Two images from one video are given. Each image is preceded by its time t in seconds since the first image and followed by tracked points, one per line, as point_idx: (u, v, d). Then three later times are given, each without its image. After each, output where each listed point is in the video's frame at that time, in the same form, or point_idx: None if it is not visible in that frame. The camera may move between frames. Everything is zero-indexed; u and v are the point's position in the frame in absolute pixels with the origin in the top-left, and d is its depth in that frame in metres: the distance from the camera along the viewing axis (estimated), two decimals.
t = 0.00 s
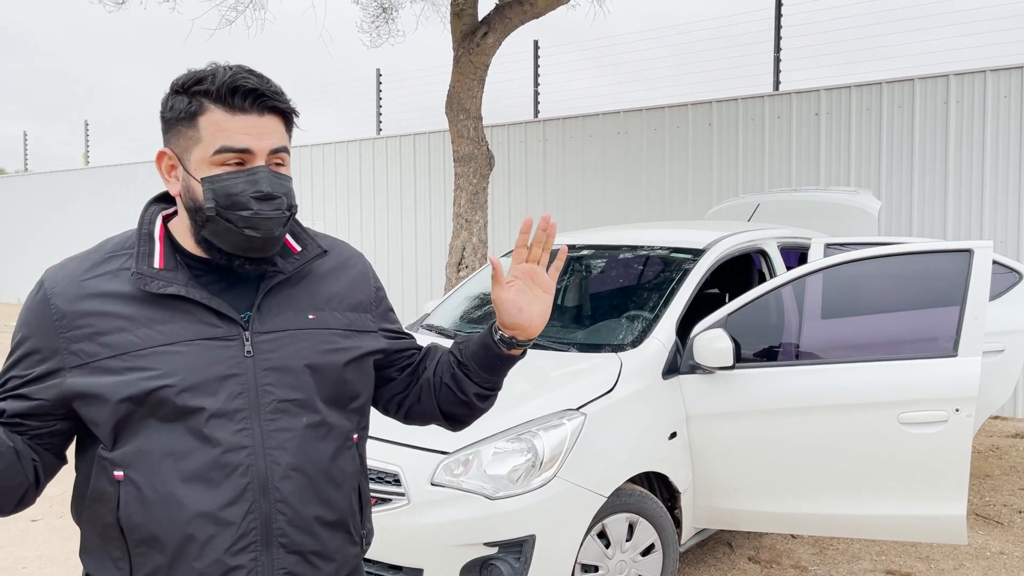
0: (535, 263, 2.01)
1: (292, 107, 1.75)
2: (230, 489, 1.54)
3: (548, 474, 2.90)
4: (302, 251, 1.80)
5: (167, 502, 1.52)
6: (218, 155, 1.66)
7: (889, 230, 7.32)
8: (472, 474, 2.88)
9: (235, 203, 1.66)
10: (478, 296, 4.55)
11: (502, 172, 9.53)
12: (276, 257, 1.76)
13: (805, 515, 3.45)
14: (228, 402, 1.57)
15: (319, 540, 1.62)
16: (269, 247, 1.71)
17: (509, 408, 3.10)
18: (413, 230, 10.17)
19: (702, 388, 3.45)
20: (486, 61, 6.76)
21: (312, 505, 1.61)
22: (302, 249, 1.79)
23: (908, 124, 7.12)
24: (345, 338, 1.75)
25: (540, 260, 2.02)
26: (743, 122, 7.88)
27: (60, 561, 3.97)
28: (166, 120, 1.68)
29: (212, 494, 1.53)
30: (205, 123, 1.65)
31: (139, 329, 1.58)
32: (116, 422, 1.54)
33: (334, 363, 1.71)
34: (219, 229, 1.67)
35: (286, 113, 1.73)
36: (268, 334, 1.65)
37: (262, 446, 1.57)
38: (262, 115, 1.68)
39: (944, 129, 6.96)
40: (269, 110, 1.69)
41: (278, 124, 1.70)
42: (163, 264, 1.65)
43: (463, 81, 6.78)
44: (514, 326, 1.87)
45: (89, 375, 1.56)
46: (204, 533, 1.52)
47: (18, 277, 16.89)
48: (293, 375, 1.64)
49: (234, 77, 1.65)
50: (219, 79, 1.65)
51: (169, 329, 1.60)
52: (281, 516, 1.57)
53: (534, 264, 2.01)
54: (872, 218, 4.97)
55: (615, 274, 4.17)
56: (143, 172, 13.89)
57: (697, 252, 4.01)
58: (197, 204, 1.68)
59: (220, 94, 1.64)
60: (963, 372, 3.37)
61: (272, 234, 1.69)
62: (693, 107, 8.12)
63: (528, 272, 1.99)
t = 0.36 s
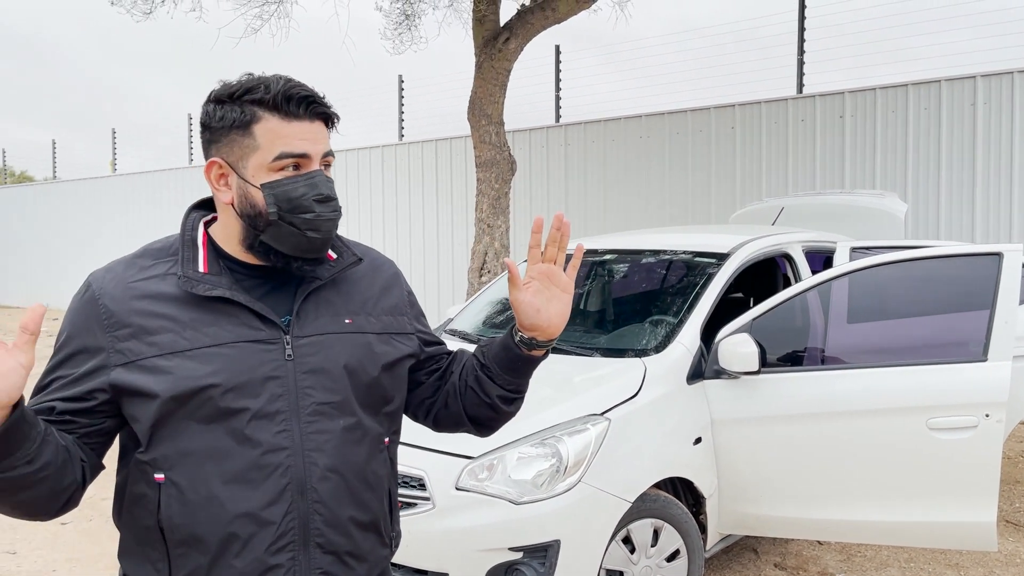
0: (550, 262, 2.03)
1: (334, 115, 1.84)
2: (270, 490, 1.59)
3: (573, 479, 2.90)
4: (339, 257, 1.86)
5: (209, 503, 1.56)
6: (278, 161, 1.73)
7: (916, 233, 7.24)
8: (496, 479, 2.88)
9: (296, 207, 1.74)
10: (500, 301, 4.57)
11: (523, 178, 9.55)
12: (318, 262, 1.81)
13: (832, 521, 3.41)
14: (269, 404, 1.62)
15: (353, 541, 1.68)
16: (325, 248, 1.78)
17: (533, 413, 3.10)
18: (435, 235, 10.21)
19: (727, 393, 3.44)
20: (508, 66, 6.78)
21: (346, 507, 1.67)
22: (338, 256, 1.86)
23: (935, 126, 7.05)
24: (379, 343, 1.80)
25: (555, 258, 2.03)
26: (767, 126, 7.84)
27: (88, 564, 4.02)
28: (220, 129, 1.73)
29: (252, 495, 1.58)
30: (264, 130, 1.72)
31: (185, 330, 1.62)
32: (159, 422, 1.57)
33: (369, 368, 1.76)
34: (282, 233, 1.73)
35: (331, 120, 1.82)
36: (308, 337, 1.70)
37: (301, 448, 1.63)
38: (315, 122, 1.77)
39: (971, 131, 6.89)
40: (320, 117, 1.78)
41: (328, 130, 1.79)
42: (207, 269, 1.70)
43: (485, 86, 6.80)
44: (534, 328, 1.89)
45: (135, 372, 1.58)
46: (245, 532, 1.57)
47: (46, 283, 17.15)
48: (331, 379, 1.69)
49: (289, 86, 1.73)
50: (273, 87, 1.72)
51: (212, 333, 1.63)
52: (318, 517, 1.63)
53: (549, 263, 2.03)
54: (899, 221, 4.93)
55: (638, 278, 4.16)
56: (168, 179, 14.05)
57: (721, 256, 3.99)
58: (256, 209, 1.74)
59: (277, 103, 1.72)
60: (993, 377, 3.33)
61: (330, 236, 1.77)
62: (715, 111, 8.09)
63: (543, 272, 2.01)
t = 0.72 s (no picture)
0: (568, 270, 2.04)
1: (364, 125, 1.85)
2: (309, 494, 1.60)
3: (600, 484, 2.89)
4: (370, 265, 1.88)
5: (249, 507, 1.58)
6: (309, 172, 1.75)
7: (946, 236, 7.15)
8: (522, 484, 2.89)
9: (327, 217, 1.75)
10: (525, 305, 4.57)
11: (547, 182, 9.55)
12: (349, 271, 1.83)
13: (863, 529, 3.37)
14: (306, 409, 1.64)
15: (386, 545, 1.69)
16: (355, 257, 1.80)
17: (560, 418, 3.10)
18: (459, 240, 10.24)
19: (756, 398, 3.41)
20: (532, 71, 6.79)
21: (380, 511, 1.68)
22: (369, 263, 1.88)
23: (965, 127, 6.96)
24: (410, 350, 1.82)
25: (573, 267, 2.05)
26: (793, 128, 7.78)
27: (119, 567, 4.07)
28: (252, 141, 1.75)
29: (291, 499, 1.59)
30: (295, 142, 1.74)
31: (224, 339, 1.65)
32: (201, 428, 1.59)
33: (401, 375, 1.77)
34: (314, 243, 1.75)
35: (361, 130, 1.83)
36: (342, 345, 1.72)
37: (338, 453, 1.64)
38: (345, 133, 1.78)
39: (1002, 132, 6.79)
40: (350, 128, 1.79)
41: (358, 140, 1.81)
42: (244, 279, 1.72)
43: (509, 91, 6.81)
44: (552, 334, 1.90)
45: (176, 380, 1.60)
46: (283, 537, 1.58)
47: (76, 289, 17.41)
48: (364, 385, 1.70)
49: (319, 97, 1.74)
50: (304, 100, 1.73)
51: (251, 341, 1.66)
52: (354, 521, 1.64)
53: (567, 271, 2.04)
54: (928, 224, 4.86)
55: (664, 283, 4.15)
56: (196, 186, 14.22)
57: (747, 260, 3.96)
58: (288, 219, 1.76)
59: (308, 115, 1.73)
60: None
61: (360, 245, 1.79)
62: (741, 114, 8.05)
63: (562, 279, 2.03)
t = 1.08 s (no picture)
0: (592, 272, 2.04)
1: (369, 131, 1.85)
2: (333, 498, 1.61)
3: (627, 490, 2.89)
4: (391, 271, 1.89)
5: (274, 511, 1.59)
6: (303, 178, 1.78)
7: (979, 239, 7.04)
8: (550, 489, 2.88)
9: (320, 224, 1.77)
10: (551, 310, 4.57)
11: (573, 186, 9.55)
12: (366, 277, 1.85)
13: (894, 536, 3.33)
14: (330, 414, 1.65)
15: (411, 548, 1.69)
16: (354, 262, 1.80)
17: (587, 423, 3.09)
18: (485, 244, 10.26)
19: (785, 404, 3.39)
20: (558, 75, 6.79)
21: (404, 515, 1.68)
22: (390, 270, 1.89)
23: (998, 128, 6.85)
24: (433, 354, 1.83)
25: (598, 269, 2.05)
26: (822, 131, 7.72)
27: (151, 568, 4.12)
28: (256, 150, 1.82)
29: (316, 503, 1.61)
30: (291, 149, 1.78)
31: (249, 344, 1.67)
32: (227, 432, 1.61)
33: (424, 379, 1.79)
34: (309, 248, 1.77)
35: (364, 136, 1.84)
36: (364, 349, 1.73)
37: (361, 456, 1.65)
38: (341, 139, 1.79)
39: None
40: (347, 134, 1.80)
41: (356, 147, 1.81)
42: (265, 286, 1.75)
43: (535, 95, 6.82)
44: (576, 338, 1.90)
45: (204, 386, 1.63)
46: (308, 540, 1.59)
47: (109, 294, 17.70)
48: (388, 389, 1.72)
49: (314, 104, 1.76)
50: (300, 107, 1.76)
51: (275, 346, 1.68)
52: (378, 525, 1.65)
53: (591, 273, 2.04)
54: (961, 227, 4.79)
55: (691, 287, 4.13)
56: (225, 191, 14.39)
57: (776, 264, 3.93)
58: (287, 225, 1.80)
59: (302, 122, 1.76)
60: None
61: (355, 250, 1.79)
62: (768, 116, 8.00)
63: (586, 281, 2.02)
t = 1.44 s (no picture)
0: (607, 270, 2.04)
1: (364, 132, 1.86)
2: (343, 499, 1.62)
3: (650, 494, 2.87)
4: (401, 273, 1.89)
5: (285, 511, 1.61)
6: (296, 182, 1.81)
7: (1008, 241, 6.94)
8: (573, 492, 2.88)
9: (313, 225, 1.79)
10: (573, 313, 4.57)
11: (595, 189, 9.53)
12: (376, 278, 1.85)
13: (921, 542, 3.29)
14: (339, 416, 1.66)
15: (425, 549, 1.70)
16: (349, 263, 1.81)
17: (609, 427, 3.09)
18: (506, 247, 10.27)
19: (810, 408, 3.36)
20: (580, 78, 6.78)
21: (416, 515, 1.69)
22: (401, 272, 1.89)
23: None
24: (446, 355, 1.82)
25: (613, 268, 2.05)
26: (846, 132, 7.66)
27: (177, 569, 4.16)
28: (255, 157, 1.86)
29: (327, 504, 1.62)
30: (283, 154, 1.81)
31: (259, 348, 1.69)
32: (240, 435, 1.64)
33: (437, 380, 1.78)
34: (305, 251, 1.80)
35: (357, 136, 1.85)
36: (375, 351, 1.74)
37: (370, 458, 1.66)
38: (331, 141, 1.81)
39: None
40: (338, 137, 1.82)
41: (348, 148, 1.82)
42: (277, 290, 1.76)
43: (557, 98, 6.82)
44: (588, 337, 1.90)
45: (216, 390, 1.65)
46: (319, 540, 1.61)
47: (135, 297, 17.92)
48: (398, 391, 1.72)
49: (303, 109, 1.79)
50: (289, 112, 1.79)
51: (285, 348, 1.69)
52: (389, 525, 1.65)
53: (606, 272, 2.04)
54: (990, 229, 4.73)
55: (714, 290, 4.11)
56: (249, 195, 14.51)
57: (800, 267, 3.89)
58: (285, 228, 1.83)
59: (293, 127, 1.80)
60: None
61: (349, 250, 1.80)
62: (792, 117, 7.94)
63: (600, 281, 2.03)
